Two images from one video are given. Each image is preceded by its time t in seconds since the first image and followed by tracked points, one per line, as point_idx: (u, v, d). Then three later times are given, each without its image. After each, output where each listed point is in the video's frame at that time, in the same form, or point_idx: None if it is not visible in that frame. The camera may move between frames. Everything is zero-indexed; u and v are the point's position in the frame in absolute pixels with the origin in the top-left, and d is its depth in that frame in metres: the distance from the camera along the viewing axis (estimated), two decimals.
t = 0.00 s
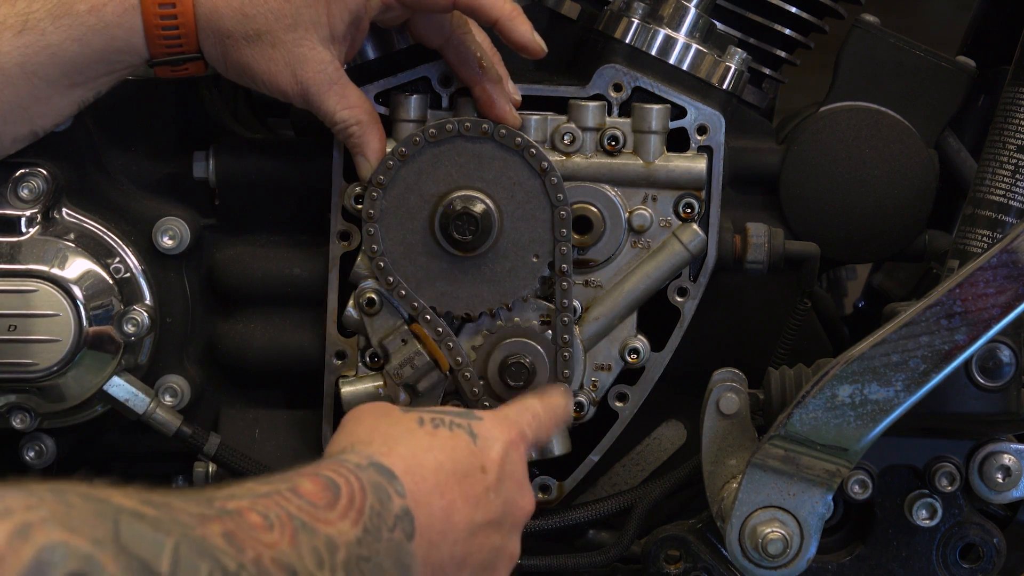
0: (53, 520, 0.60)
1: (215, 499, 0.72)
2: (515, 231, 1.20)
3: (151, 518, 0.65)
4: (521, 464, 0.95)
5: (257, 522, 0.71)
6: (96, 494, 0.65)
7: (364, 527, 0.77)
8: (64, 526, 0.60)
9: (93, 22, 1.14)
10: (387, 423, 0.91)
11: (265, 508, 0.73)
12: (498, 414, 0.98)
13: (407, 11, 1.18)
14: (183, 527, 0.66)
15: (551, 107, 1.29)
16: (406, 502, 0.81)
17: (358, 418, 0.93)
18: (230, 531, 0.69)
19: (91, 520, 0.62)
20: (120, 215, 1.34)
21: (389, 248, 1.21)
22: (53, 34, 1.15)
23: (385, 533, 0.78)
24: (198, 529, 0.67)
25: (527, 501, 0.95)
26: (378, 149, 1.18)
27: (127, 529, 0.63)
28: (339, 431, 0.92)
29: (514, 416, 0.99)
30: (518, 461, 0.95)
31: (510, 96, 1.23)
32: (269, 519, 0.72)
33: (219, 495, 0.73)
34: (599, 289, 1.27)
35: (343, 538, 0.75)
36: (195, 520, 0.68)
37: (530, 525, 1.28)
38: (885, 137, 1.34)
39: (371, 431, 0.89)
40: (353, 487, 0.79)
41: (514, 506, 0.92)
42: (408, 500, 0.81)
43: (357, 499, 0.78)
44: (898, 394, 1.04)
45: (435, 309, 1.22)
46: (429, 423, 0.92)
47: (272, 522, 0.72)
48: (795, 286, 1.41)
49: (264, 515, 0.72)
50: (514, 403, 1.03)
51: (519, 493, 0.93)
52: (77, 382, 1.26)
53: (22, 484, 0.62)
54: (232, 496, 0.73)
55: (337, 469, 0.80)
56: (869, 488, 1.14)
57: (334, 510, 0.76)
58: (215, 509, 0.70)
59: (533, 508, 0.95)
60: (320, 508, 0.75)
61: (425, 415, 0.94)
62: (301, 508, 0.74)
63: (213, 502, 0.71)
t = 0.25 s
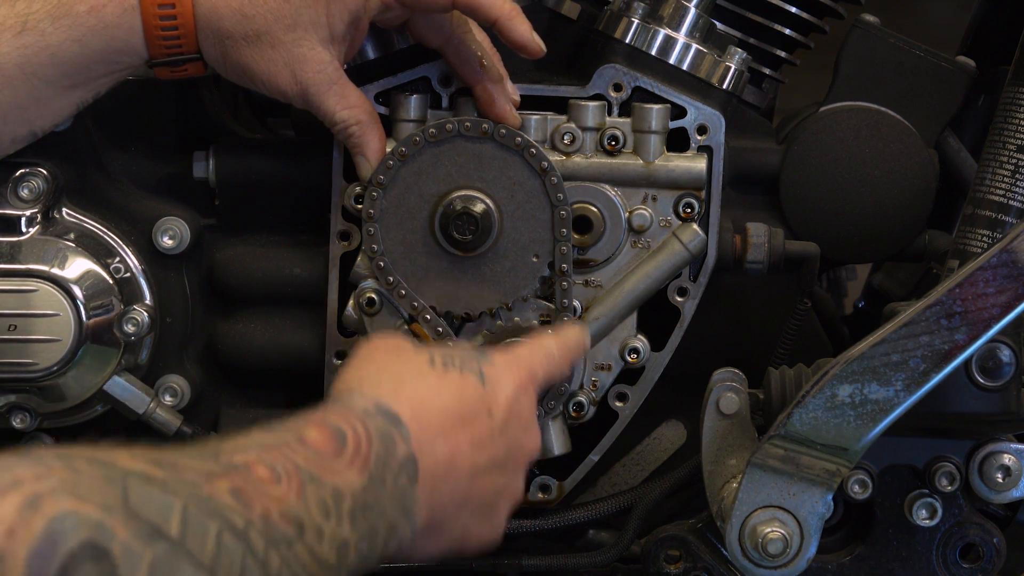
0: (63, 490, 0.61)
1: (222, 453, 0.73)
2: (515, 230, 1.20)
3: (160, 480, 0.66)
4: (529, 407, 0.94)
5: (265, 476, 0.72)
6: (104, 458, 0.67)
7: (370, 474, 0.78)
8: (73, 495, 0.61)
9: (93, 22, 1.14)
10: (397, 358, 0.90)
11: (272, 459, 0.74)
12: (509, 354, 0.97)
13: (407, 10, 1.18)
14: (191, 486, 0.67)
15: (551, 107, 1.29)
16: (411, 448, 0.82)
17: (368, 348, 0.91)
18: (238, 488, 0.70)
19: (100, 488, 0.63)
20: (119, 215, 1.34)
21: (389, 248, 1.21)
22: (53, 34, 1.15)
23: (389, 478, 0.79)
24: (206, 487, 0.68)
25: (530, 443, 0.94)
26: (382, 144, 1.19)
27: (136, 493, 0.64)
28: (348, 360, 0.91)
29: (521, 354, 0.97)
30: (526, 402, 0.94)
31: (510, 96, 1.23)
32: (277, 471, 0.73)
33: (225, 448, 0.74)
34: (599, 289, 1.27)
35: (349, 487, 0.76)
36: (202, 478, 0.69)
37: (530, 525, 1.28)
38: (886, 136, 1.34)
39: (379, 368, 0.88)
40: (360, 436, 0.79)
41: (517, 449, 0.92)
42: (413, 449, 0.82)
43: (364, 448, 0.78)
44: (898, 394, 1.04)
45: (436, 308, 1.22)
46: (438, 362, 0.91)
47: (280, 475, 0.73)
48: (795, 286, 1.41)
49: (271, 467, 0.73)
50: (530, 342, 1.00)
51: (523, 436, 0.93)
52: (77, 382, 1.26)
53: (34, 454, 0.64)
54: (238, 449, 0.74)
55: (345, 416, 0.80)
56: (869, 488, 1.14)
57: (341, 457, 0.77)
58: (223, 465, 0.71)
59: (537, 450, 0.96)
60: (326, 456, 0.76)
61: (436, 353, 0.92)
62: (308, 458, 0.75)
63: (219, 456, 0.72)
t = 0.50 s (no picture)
0: (35, 455, 0.67)
1: (157, 372, 0.75)
2: (515, 231, 1.20)
3: (114, 421, 0.70)
4: (439, 237, 0.95)
5: (203, 387, 0.75)
6: (59, 408, 0.71)
7: (297, 356, 0.80)
8: (47, 457, 0.67)
9: (93, 23, 1.14)
10: (289, 232, 0.90)
11: (205, 367, 0.76)
12: (414, 196, 0.96)
13: (407, 10, 1.18)
14: (141, 420, 0.71)
15: (551, 107, 1.29)
16: (328, 316, 0.83)
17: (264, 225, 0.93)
18: (185, 408, 0.73)
19: (65, 445, 0.68)
20: (119, 214, 1.33)
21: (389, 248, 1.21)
22: (52, 34, 1.15)
23: (315, 354, 0.81)
24: (156, 417, 0.72)
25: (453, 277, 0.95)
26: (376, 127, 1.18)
27: (98, 442, 0.69)
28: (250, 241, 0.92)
29: (425, 195, 0.96)
30: (436, 241, 0.94)
31: (510, 95, 1.23)
32: (212, 379, 0.76)
33: (160, 365, 0.76)
34: (599, 290, 1.27)
35: (280, 376, 0.78)
36: (150, 407, 0.72)
37: (530, 524, 1.27)
38: (886, 136, 1.34)
39: (274, 243, 0.89)
40: (278, 318, 0.80)
41: (438, 284, 0.93)
42: (330, 314, 0.83)
43: (283, 329, 0.79)
44: (898, 394, 1.04)
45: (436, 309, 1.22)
46: (333, 226, 0.92)
47: (215, 383, 0.75)
48: (794, 286, 1.41)
49: (207, 376, 0.76)
50: (434, 175, 0.98)
51: (440, 271, 0.94)
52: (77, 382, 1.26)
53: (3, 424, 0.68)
54: (171, 362, 0.76)
55: (258, 302, 0.81)
56: (869, 488, 1.14)
57: (263, 345, 0.79)
58: (163, 385, 0.74)
59: (460, 280, 0.96)
60: (251, 350, 0.78)
61: (332, 216, 0.93)
62: (236, 357, 0.77)
63: (155, 375, 0.75)
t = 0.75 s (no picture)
0: None
1: (93, 468, 0.79)
2: (515, 230, 1.20)
3: (60, 508, 0.75)
4: (358, 323, 0.98)
5: (137, 482, 0.79)
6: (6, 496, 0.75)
7: (222, 453, 0.84)
8: None
9: (93, 23, 1.14)
10: (202, 342, 0.92)
11: (138, 463, 0.80)
12: (326, 276, 0.98)
13: (407, 10, 1.18)
14: (84, 508, 0.76)
15: (551, 107, 1.29)
16: (248, 415, 0.86)
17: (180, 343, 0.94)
18: (123, 500, 0.78)
19: (12, 530, 0.72)
20: (119, 215, 1.33)
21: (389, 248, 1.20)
22: (52, 34, 1.15)
23: (242, 451, 0.85)
24: (96, 506, 0.76)
25: (374, 358, 0.99)
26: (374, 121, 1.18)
27: (47, 527, 0.73)
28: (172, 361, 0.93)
29: (337, 278, 0.98)
30: (353, 328, 0.97)
31: (510, 96, 1.23)
32: (145, 475, 0.80)
33: (94, 461, 0.80)
34: (599, 290, 1.27)
35: (212, 472, 0.83)
36: (90, 498, 0.77)
37: (530, 524, 1.27)
38: (885, 136, 1.34)
39: (194, 357, 0.91)
40: (203, 420, 0.84)
41: (360, 367, 0.97)
42: (249, 414, 0.86)
43: (205, 428, 0.84)
44: (898, 394, 1.04)
45: (436, 309, 1.22)
46: (249, 327, 0.93)
47: (148, 478, 0.80)
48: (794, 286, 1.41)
49: (140, 472, 0.80)
50: (336, 263, 0.99)
51: (360, 357, 0.97)
52: (77, 382, 1.27)
53: None
54: (105, 459, 0.80)
55: (181, 407, 0.85)
56: (869, 488, 1.14)
57: (190, 443, 0.83)
58: (98, 480, 0.78)
59: (383, 364, 1.00)
60: (181, 449, 0.83)
61: (244, 317, 0.94)
62: (166, 453, 0.82)
63: (91, 471, 0.79)
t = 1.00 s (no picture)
0: (26, 557, 0.60)
1: (162, 541, 0.71)
2: (515, 231, 1.20)
3: (113, 557, 0.65)
4: (463, 461, 0.98)
5: (205, 560, 0.70)
6: (59, 534, 0.65)
7: (302, 557, 0.76)
8: (44, 558, 0.61)
9: (93, 23, 1.14)
10: (303, 463, 0.90)
11: (209, 545, 0.72)
12: (428, 421, 1.01)
13: (406, 10, 1.18)
14: (141, 566, 0.66)
15: (551, 107, 1.29)
16: (334, 529, 0.80)
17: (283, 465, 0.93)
18: (183, 569, 0.68)
19: (59, 560, 0.62)
20: (119, 215, 1.34)
21: (389, 248, 1.20)
22: (52, 35, 1.15)
23: (322, 560, 0.77)
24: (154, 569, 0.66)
25: (476, 493, 0.96)
26: (393, 140, 1.18)
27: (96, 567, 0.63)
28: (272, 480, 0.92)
29: (446, 415, 1.03)
30: (457, 464, 0.97)
31: (510, 96, 1.23)
32: (216, 556, 0.71)
33: (167, 536, 0.72)
34: (599, 289, 1.27)
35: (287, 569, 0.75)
36: (150, 560, 0.67)
37: (530, 525, 1.28)
38: (886, 136, 1.33)
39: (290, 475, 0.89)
40: (284, 520, 0.78)
41: (460, 501, 0.94)
42: (336, 527, 0.80)
43: (289, 530, 0.77)
44: (898, 394, 1.04)
45: (436, 309, 1.22)
46: (350, 451, 0.92)
47: (218, 559, 0.71)
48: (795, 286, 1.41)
49: (210, 552, 0.71)
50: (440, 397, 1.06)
51: (463, 492, 0.95)
52: (77, 382, 1.26)
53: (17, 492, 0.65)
54: (176, 536, 0.72)
55: (267, 508, 0.79)
56: (869, 488, 1.14)
57: (270, 540, 0.76)
58: (165, 549, 0.69)
59: (484, 500, 0.97)
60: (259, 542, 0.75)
61: (347, 441, 0.95)
62: (241, 543, 0.74)
63: (161, 543, 0.71)
